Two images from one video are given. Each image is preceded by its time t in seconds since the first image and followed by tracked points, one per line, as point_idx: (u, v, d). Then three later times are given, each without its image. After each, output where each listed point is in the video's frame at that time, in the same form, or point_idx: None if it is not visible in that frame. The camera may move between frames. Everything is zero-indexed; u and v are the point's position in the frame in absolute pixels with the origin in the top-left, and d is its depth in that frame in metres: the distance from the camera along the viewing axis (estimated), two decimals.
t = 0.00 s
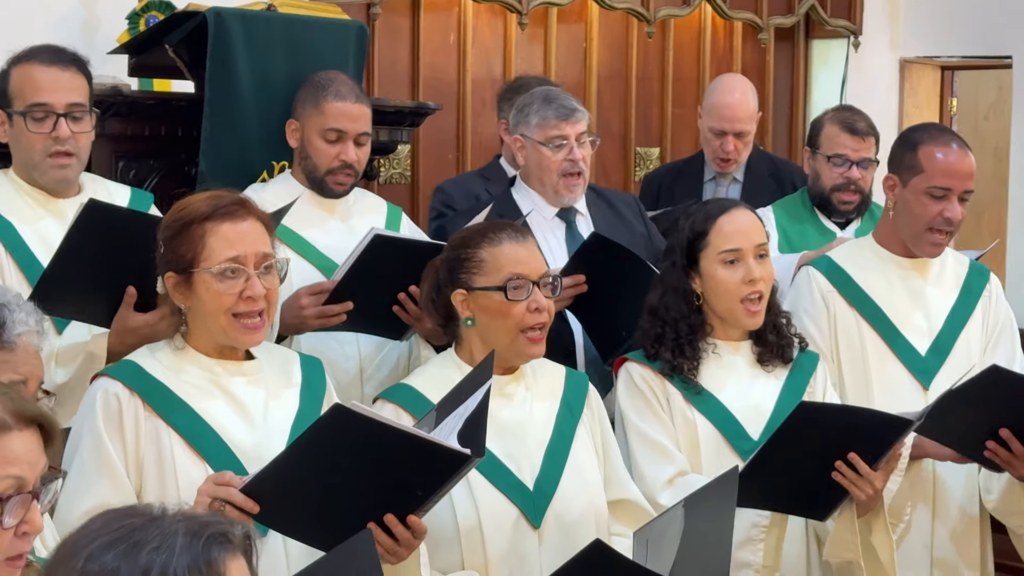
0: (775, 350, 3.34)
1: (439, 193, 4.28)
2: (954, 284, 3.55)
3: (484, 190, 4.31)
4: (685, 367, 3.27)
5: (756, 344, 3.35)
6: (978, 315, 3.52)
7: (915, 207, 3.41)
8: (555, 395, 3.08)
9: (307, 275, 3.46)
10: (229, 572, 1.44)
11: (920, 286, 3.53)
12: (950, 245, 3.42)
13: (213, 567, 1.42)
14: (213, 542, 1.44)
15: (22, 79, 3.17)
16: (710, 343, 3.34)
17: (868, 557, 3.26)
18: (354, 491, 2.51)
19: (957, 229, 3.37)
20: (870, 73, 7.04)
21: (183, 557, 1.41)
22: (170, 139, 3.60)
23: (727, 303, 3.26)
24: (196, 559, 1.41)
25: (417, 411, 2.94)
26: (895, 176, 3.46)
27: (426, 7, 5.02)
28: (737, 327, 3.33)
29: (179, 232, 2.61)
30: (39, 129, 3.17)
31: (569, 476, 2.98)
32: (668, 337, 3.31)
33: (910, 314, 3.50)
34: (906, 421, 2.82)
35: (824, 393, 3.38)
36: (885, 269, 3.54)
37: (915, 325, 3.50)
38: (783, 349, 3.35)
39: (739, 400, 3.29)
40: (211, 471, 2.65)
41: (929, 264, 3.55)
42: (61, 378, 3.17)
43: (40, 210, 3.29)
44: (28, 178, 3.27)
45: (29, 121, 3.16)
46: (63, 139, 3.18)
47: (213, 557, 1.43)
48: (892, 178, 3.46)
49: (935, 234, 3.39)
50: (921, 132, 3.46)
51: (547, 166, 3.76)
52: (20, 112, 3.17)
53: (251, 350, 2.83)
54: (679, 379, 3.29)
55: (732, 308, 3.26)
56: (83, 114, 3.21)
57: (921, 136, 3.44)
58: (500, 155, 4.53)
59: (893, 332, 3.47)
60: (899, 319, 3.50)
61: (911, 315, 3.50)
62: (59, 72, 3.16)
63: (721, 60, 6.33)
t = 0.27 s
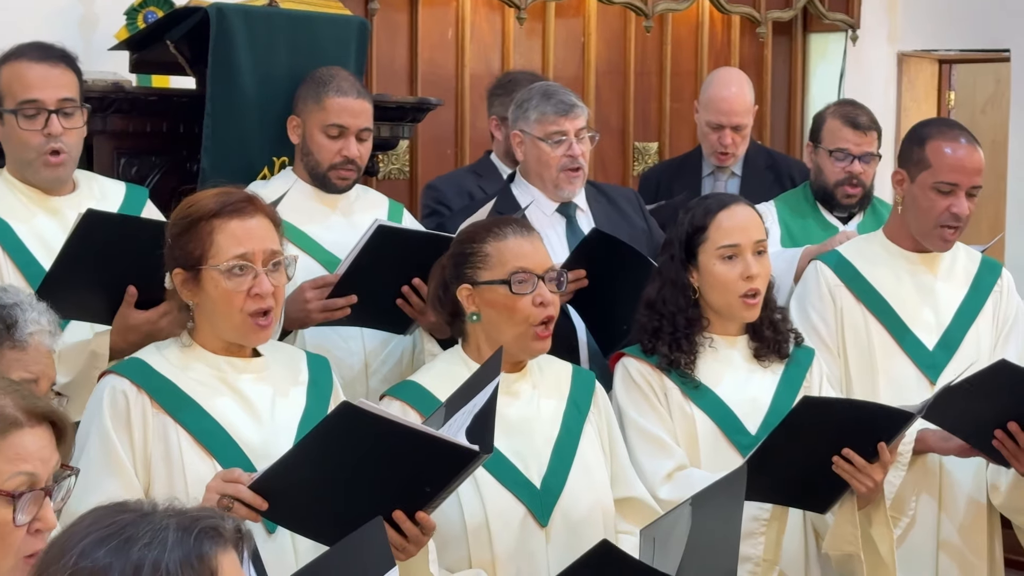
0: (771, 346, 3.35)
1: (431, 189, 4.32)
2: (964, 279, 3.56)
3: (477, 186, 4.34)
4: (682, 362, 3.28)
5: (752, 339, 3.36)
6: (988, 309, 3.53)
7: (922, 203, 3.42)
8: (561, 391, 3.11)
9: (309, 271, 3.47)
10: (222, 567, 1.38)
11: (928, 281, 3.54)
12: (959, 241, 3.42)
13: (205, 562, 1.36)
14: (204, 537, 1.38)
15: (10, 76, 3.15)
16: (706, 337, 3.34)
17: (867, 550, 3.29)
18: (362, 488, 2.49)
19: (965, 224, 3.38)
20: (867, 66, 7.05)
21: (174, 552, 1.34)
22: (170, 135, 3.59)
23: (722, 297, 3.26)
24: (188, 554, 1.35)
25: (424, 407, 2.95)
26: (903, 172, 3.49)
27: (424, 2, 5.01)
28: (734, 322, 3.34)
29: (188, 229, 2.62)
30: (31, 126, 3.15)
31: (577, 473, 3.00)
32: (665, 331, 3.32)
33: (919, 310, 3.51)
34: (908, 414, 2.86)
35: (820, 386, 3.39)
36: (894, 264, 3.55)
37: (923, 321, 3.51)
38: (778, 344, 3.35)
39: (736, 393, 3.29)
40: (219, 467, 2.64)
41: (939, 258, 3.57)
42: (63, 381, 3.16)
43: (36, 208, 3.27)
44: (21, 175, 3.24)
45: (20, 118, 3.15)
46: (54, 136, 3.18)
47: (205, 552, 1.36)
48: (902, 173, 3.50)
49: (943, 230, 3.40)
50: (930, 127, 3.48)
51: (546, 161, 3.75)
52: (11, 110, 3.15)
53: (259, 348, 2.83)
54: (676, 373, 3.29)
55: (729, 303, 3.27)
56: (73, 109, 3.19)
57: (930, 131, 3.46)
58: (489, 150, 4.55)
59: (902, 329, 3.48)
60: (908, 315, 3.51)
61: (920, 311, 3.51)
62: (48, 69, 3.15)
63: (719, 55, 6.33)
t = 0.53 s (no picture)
0: (776, 346, 3.36)
1: (428, 188, 4.27)
2: (979, 277, 3.57)
3: (474, 185, 4.32)
4: (687, 361, 3.29)
5: (757, 340, 3.36)
6: (1003, 307, 3.55)
7: (934, 198, 3.45)
8: (575, 390, 3.12)
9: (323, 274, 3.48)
10: (220, 568, 1.37)
11: (941, 279, 3.55)
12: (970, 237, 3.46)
13: (203, 565, 1.35)
14: (201, 540, 1.36)
15: (15, 76, 3.11)
16: (711, 336, 3.35)
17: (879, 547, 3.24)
18: (383, 491, 2.49)
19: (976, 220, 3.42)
20: (868, 61, 7.06)
21: (172, 556, 1.34)
22: (179, 135, 3.58)
23: (727, 300, 3.26)
24: (186, 557, 1.34)
25: (439, 408, 2.96)
26: (915, 168, 3.53)
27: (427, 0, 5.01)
28: (739, 322, 3.33)
29: (210, 229, 2.68)
30: (37, 125, 3.11)
31: (592, 472, 3.02)
32: (671, 328, 3.32)
33: (932, 308, 3.53)
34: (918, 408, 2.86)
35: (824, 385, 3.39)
36: (908, 262, 3.56)
37: (937, 319, 3.52)
38: (783, 344, 3.36)
39: (742, 391, 3.30)
40: (238, 469, 2.65)
41: (953, 256, 3.58)
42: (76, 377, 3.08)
43: (44, 209, 3.23)
44: (30, 177, 3.20)
45: (27, 117, 3.10)
46: (63, 133, 3.12)
47: (202, 554, 1.35)
48: (914, 169, 3.53)
49: (956, 226, 3.44)
50: (942, 123, 3.51)
51: (554, 161, 3.76)
52: (18, 109, 3.11)
53: (277, 350, 2.84)
54: (681, 371, 3.30)
55: (734, 306, 3.26)
56: (79, 107, 3.15)
57: (942, 127, 3.50)
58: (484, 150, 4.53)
59: (915, 327, 3.51)
60: (921, 314, 3.53)
61: (933, 310, 3.53)
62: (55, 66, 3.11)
63: (720, 51, 6.34)
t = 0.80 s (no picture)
0: (785, 343, 3.33)
1: (428, 184, 4.28)
2: (991, 272, 3.63)
3: (475, 182, 4.31)
4: (695, 357, 3.26)
5: (765, 337, 3.34)
6: (1015, 304, 3.60)
7: (949, 193, 3.53)
8: (589, 386, 3.10)
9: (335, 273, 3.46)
10: (228, 566, 1.36)
11: (954, 275, 3.62)
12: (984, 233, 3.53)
13: (210, 564, 1.34)
14: (208, 538, 1.36)
15: (25, 73, 3.10)
16: (720, 332, 3.32)
17: (890, 538, 3.24)
18: (407, 488, 2.51)
19: (990, 215, 3.49)
20: (871, 57, 7.08)
21: (179, 555, 1.33)
22: (189, 133, 3.56)
23: (736, 295, 3.24)
24: (192, 557, 1.33)
25: (454, 407, 2.93)
26: (930, 163, 3.61)
27: None
28: (748, 319, 3.30)
29: (229, 226, 2.71)
30: (50, 122, 3.10)
31: (607, 468, 3.00)
32: (680, 324, 3.30)
33: (943, 303, 3.59)
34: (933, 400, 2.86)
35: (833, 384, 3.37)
36: (920, 258, 3.64)
37: (949, 316, 3.58)
38: (792, 342, 3.34)
39: (751, 388, 3.27)
40: (259, 467, 2.68)
41: (965, 252, 3.65)
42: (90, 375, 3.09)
43: (54, 208, 3.22)
44: (40, 175, 3.19)
45: (39, 114, 3.10)
46: (75, 131, 3.11)
47: (209, 553, 1.35)
48: (928, 165, 3.61)
49: (970, 222, 3.51)
50: (957, 118, 3.61)
51: (562, 157, 3.75)
52: (29, 107, 3.10)
53: (297, 348, 2.87)
54: (688, 368, 3.27)
55: (743, 302, 3.24)
56: (90, 104, 3.14)
57: (958, 123, 3.59)
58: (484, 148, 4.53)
59: (927, 323, 3.56)
60: (933, 310, 3.59)
61: (945, 305, 3.59)
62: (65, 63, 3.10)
63: (722, 46, 6.34)
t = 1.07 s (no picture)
0: (793, 338, 3.32)
1: (432, 177, 4.29)
2: (998, 266, 3.68)
3: (479, 177, 4.30)
4: (704, 350, 3.27)
5: (774, 331, 3.33)
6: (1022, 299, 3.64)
7: (957, 185, 3.59)
8: (601, 380, 3.10)
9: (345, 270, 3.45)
10: (239, 562, 1.34)
11: (961, 269, 3.66)
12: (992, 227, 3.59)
13: (222, 558, 1.33)
14: (219, 533, 1.35)
15: (34, 68, 3.09)
16: (729, 326, 3.33)
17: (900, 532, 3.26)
18: (426, 480, 2.50)
19: (998, 207, 3.56)
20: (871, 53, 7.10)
21: (190, 549, 1.31)
22: (199, 127, 3.57)
23: (744, 289, 3.24)
24: (203, 551, 1.32)
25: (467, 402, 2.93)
26: (937, 156, 3.66)
27: None
28: (756, 314, 3.30)
29: (244, 221, 2.70)
30: (54, 120, 3.08)
31: (620, 463, 3.00)
32: (690, 317, 3.31)
33: (951, 297, 3.63)
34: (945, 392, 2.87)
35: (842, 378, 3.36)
36: (928, 253, 3.68)
37: (957, 309, 3.62)
38: (801, 337, 3.33)
39: (760, 382, 3.27)
40: (276, 463, 2.68)
41: (973, 246, 3.69)
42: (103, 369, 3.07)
43: (65, 205, 3.21)
44: (48, 170, 3.19)
45: (44, 111, 3.08)
46: (79, 128, 3.09)
47: (221, 547, 1.33)
48: (935, 158, 3.66)
49: (978, 215, 3.57)
50: (965, 111, 3.67)
51: (568, 151, 3.75)
52: (35, 103, 3.08)
53: (312, 343, 2.87)
54: (697, 362, 3.27)
55: (751, 296, 3.24)
56: (98, 101, 3.12)
57: (965, 116, 3.65)
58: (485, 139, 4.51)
59: (935, 317, 3.60)
60: (941, 304, 3.62)
61: (953, 299, 3.63)
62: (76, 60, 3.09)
63: (722, 41, 6.33)
